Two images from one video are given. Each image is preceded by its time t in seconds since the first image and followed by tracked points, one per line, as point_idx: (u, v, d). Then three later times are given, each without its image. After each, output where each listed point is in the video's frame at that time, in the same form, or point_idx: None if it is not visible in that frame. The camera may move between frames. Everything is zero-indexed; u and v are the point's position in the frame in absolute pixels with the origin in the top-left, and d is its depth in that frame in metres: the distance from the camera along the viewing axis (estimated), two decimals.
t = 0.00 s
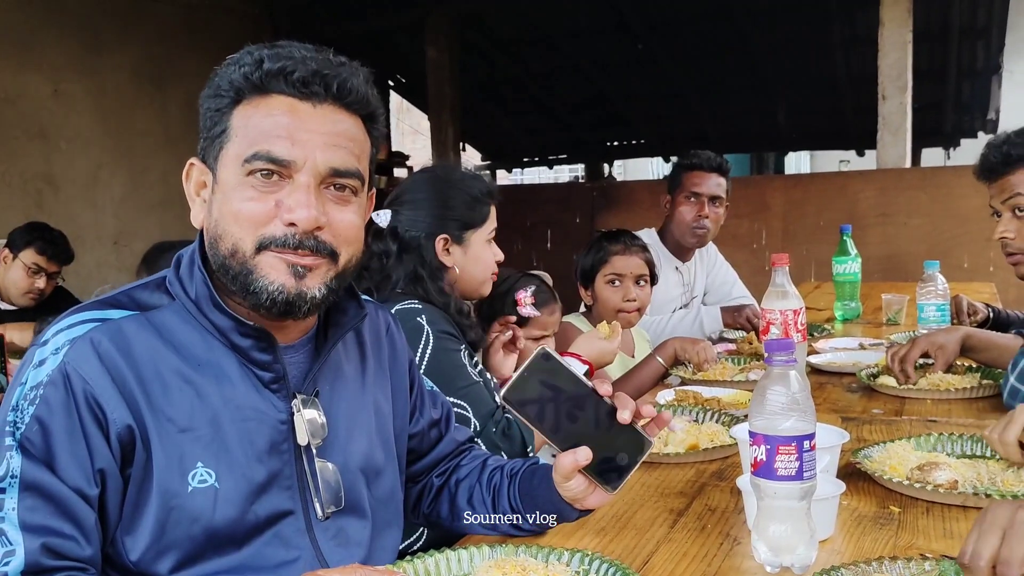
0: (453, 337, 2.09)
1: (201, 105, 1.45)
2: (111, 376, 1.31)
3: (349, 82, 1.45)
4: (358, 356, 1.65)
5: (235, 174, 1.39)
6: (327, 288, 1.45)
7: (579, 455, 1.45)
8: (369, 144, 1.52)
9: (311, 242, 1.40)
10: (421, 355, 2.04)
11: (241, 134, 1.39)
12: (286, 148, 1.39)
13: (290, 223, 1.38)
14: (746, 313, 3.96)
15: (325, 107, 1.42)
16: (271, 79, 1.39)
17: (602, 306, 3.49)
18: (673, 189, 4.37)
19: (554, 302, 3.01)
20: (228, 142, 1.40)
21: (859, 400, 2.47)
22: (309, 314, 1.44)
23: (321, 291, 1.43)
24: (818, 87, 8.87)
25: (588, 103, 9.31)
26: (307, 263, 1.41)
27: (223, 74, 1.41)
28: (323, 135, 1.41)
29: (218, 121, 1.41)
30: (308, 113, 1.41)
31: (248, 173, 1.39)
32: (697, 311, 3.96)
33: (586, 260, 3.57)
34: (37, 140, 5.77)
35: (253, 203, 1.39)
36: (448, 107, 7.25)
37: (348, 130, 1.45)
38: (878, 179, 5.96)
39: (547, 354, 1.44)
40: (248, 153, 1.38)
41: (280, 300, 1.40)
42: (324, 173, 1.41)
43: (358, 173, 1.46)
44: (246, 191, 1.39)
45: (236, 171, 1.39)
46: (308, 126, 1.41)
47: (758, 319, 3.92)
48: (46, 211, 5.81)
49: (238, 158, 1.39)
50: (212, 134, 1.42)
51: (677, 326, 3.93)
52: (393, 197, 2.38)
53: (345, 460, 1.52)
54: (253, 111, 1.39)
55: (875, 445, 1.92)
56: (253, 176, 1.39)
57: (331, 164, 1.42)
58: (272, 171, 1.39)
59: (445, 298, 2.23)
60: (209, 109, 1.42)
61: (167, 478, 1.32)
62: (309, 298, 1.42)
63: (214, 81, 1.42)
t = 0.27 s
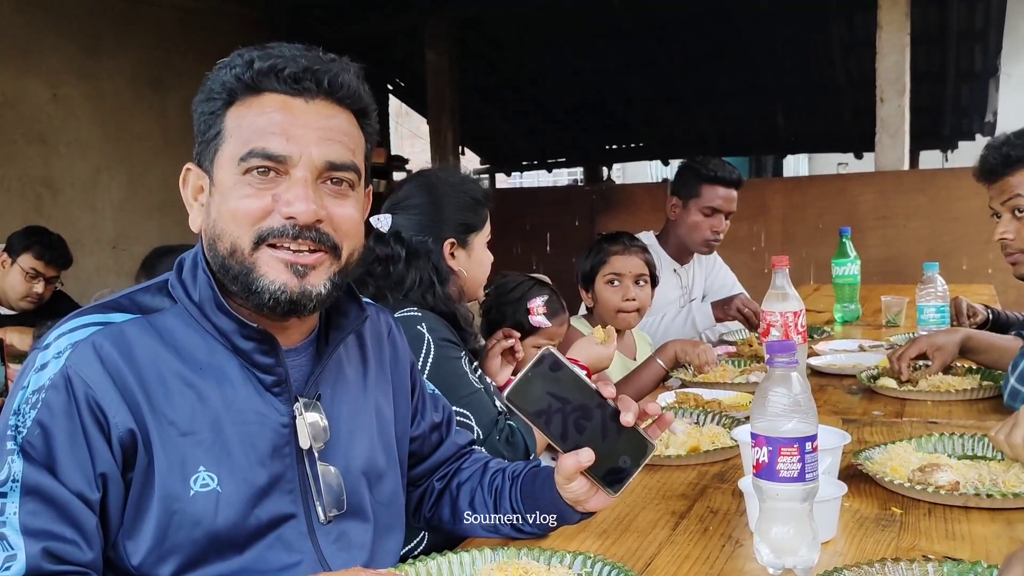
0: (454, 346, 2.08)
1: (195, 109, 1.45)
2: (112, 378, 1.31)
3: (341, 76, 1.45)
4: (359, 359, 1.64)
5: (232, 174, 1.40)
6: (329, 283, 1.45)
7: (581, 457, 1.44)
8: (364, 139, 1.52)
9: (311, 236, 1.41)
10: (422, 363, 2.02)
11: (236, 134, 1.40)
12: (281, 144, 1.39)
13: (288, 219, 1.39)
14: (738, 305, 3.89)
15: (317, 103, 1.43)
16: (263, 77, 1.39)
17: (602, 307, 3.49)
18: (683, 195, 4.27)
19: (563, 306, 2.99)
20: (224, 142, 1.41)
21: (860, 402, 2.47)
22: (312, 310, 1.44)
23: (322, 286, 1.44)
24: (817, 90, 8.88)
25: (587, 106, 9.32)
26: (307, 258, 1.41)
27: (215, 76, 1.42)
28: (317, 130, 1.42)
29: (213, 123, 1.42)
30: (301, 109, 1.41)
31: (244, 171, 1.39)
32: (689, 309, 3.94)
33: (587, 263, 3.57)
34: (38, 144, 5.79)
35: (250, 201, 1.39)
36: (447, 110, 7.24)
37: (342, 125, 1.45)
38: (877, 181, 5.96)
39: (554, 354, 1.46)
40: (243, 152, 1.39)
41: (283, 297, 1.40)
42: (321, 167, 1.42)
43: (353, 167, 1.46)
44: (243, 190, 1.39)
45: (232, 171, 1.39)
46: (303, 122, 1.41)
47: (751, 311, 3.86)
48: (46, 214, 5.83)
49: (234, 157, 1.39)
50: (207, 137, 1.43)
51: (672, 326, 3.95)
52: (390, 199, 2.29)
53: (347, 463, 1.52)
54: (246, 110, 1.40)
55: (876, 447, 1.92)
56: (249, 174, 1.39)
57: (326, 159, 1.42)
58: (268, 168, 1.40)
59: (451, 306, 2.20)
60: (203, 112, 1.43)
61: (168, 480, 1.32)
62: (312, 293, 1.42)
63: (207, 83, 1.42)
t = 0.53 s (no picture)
0: (451, 351, 2.06)
1: (189, 115, 1.46)
2: (113, 382, 1.30)
3: (332, 74, 1.45)
4: (359, 362, 1.63)
5: (228, 176, 1.40)
6: (329, 281, 1.45)
7: (582, 464, 1.44)
8: (357, 136, 1.52)
9: (308, 233, 1.40)
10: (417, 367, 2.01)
11: (230, 136, 1.40)
12: (275, 144, 1.39)
13: (285, 217, 1.39)
14: (737, 310, 3.87)
15: (309, 102, 1.43)
16: (254, 78, 1.40)
17: (600, 308, 3.49)
18: (695, 200, 4.24)
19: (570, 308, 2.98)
20: (218, 145, 1.41)
21: (862, 405, 2.46)
22: (313, 308, 1.44)
23: (323, 283, 1.43)
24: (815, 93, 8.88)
25: (586, 110, 9.32)
26: (306, 256, 1.41)
27: (207, 80, 1.42)
28: (310, 128, 1.42)
29: (206, 127, 1.42)
30: (294, 108, 1.41)
31: (240, 172, 1.39)
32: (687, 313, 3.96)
33: (591, 261, 3.56)
34: (36, 149, 5.82)
35: (246, 202, 1.39)
36: (446, 113, 7.24)
37: (335, 123, 1.45)
38: (877, 184, 5.96)
39: (567, 359, 1.45)
40: (238, 153, 1.39)
41: (284, 294, 1.40)
42: (315, 166, 1.42)
43: (349, 164, 1.46)
44: (238, 190, 1.39)
45: (228, 172, 1.39)
46: (295, 121, 1.41)
47: (749, 316, 3.83)
48: (44, 219, 5.86)
49: (229, 159, 1.39)
50: (202, 141, 1.43)
51: (669, 328, 4.01)
52: (393, 198, 2.29)
53: (348, 467, 1.51)
54: (239, 112, 1.40)
55: (879, 450, 1.91)
56: (245, 175, 1.39)
57: (321, 157, 1.42)
58: (263, 168, 1.40)
59: (447, 311, 2.19)
60: (196, 117, 1.43)
61: (170, 485, 1.31)
62: (313, 290, 1.42)
63: (200, 88, 1.43)
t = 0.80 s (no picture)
0: (451, 353, 2.05)
1: (182, 119, 1.45)
2: (114, 384, 1.29)
3: (323, 72, 1.45)
4: (362, 362, 1.62)
5: (224, 177, 1.39)
6: (329, 278, 1.44)
7: (589, 466, 1.44)
8: (351, 134, 1.52)
9: (306, 231, 1.40)
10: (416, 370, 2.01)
11: (224, 138, 1.39)
12: (269, 144, 1.39)
13: (282, 217, 1.38)
14: (741, 313, 3.91)
15: (302, 101, 1.42)
16: (246, 79, 1.39)
17: (597, 309, 3.48)
18: (694, 202, 4.23)
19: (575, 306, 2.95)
20: (213, 148, 1.40)
21: (865, 405, 2.45)
22: (314, 305, 1.43)
23: (323, 280, 1.42)
24: (815, 92, 8.87)
25: (587, 109, 9.31)
26: (306, 253, 1.40)
27: (198, 83, 1.41)
28: (303, 127, 1.41)
29: (200, 131, 1.42)
30: (286, 108, 1.41)
31: (235, 173, 1.38)
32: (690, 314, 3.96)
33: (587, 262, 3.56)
34: (36, 151, 5.82)
35: (243, 202, 1.38)
36: (445, 113, 7.21)
37: (328, 121, 1.45)
38: (879, 184, 5.95)
39: (578, 360, 1.46)
40: (233, 155, 1.38)
41: (285, 292, 1.39)
42: (310, 164, 1.41)
43: (344, 161, 1.46)
44: (234, 192, 1.39)
45: (224, 174, 1.39)
46: (288, 120, 1.41)
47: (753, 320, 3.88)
48: (44, 221, 5.85)
49: (224, 161, 1.39)
50: (196, 145, 1.42)
51: (672, 329, 3.96)
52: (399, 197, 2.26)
53: (352, 467, 1.50)
54: (232, 114, 1.39)
55: (882, 452, 1.90)
56: (241, 176, 1.38)
57: (316, 155, 1.42)
58: (259, 169, 1.39)
59: (446, 315, 2.18)
60: (190, 121, 1.43)
61: (173, 486, 1.30)
62: (312, 287, 1.41)
63: (191, 91, 1.42)
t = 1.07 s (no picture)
0: (449, 359, 2.05)
1: (181, 123, 1.44)
2: (114, 387, 1.28)
3: (323, 78, 1.44)
4: (363, 366, 1.62)
5: (223, 183, 1.38)
6: (329, 283, 1.43)
7: (589, 472, 1.43)
8: (351, 139, 1.51)
9: (308, 236, 1.39)
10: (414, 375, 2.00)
11: (224, 143, 1.39)
12: (269, 149, 1.38)
13: (283, 222, 1.37)
14: (745, 324, 3.86)
15: (301, 106, 1.42)
16: (244, 85, 1.39)
17: (594, 315, 3.47)
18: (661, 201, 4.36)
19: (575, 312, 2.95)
20: (212, 152, 1.39)
21: (865, 411, 2.45)
22: (314, 310, 1.42)
23: (323, 285, 1.42)
24: (814, 95, 8.87)
25: (586, 113, 9.32)
26: (306, 258, 1.40)
27: (198, 88, 1.41)
28: (303, 133, 1.41)
29: (199, 136, 1.41)
30: (286, 113, 1.40)
31: (235, 179, 1.38)
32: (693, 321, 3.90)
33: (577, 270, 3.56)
34: (35, 154, 5.83)
35: (243, 207, 1.38)
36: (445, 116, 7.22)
37: (327, 127, 1.44)
38: (878, 187, 5.95)
39: (580, 365, 1.46)
40: (232, 160, 1.38)
41: (285, 296, 1.38)
42: (311, 169, 1.41)
43: (344, 166, 1.45)
44: (235, 196, 1.38)
45: (223, 180, 1.38)
46: (288, 126, 1.40)
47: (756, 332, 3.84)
48: (42, 224, 5.86)
49: (223, 166, 1.38)
50: (195, 151, 1.42)
51: (674, 336, 3.88)
52: (403, 202, 2.27)
53: (353, 472, 1.50)
54: (231, 119, 1.39)
55: (883, 457, 1.89)
56: (240, 182, 1.38)
57: (316, 160, 1.41)
58: (259, 174, 1.38)
59: (444, 322, 2.17)
60: (189, 126, 1.42)
61: (173, 490, 1.29)
62: (312, 292, 1.40)
63: (191, 96, 1.42)
